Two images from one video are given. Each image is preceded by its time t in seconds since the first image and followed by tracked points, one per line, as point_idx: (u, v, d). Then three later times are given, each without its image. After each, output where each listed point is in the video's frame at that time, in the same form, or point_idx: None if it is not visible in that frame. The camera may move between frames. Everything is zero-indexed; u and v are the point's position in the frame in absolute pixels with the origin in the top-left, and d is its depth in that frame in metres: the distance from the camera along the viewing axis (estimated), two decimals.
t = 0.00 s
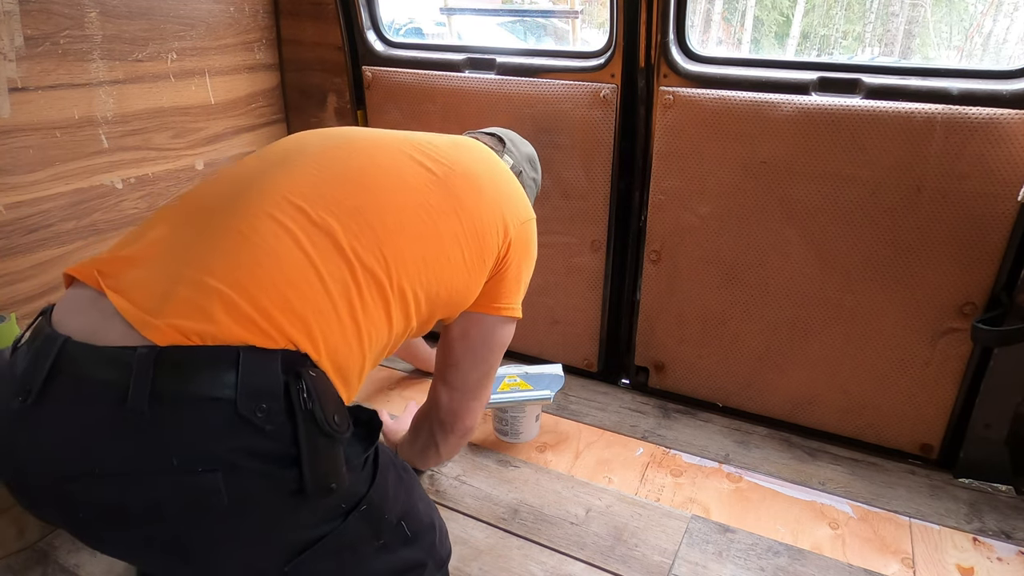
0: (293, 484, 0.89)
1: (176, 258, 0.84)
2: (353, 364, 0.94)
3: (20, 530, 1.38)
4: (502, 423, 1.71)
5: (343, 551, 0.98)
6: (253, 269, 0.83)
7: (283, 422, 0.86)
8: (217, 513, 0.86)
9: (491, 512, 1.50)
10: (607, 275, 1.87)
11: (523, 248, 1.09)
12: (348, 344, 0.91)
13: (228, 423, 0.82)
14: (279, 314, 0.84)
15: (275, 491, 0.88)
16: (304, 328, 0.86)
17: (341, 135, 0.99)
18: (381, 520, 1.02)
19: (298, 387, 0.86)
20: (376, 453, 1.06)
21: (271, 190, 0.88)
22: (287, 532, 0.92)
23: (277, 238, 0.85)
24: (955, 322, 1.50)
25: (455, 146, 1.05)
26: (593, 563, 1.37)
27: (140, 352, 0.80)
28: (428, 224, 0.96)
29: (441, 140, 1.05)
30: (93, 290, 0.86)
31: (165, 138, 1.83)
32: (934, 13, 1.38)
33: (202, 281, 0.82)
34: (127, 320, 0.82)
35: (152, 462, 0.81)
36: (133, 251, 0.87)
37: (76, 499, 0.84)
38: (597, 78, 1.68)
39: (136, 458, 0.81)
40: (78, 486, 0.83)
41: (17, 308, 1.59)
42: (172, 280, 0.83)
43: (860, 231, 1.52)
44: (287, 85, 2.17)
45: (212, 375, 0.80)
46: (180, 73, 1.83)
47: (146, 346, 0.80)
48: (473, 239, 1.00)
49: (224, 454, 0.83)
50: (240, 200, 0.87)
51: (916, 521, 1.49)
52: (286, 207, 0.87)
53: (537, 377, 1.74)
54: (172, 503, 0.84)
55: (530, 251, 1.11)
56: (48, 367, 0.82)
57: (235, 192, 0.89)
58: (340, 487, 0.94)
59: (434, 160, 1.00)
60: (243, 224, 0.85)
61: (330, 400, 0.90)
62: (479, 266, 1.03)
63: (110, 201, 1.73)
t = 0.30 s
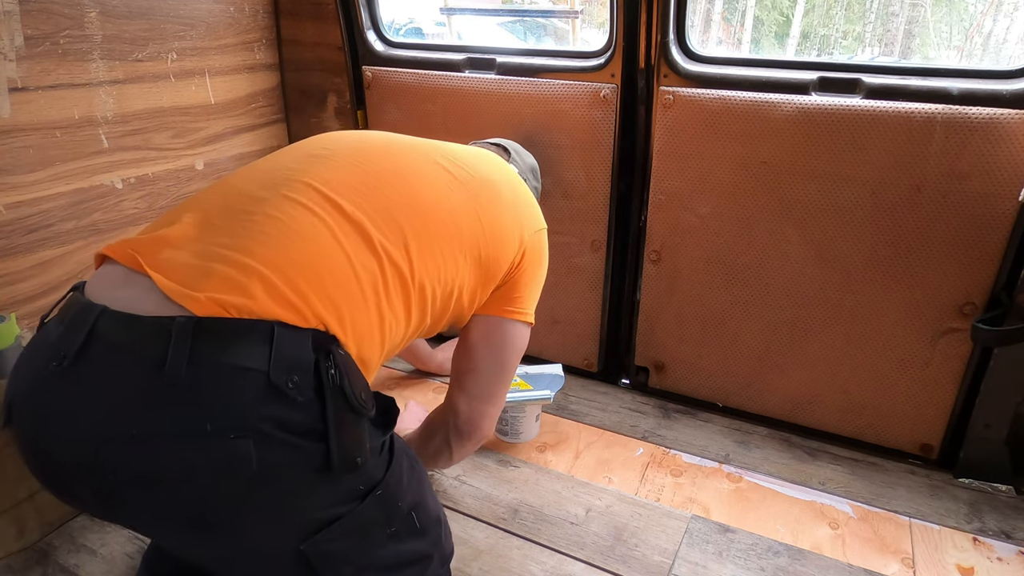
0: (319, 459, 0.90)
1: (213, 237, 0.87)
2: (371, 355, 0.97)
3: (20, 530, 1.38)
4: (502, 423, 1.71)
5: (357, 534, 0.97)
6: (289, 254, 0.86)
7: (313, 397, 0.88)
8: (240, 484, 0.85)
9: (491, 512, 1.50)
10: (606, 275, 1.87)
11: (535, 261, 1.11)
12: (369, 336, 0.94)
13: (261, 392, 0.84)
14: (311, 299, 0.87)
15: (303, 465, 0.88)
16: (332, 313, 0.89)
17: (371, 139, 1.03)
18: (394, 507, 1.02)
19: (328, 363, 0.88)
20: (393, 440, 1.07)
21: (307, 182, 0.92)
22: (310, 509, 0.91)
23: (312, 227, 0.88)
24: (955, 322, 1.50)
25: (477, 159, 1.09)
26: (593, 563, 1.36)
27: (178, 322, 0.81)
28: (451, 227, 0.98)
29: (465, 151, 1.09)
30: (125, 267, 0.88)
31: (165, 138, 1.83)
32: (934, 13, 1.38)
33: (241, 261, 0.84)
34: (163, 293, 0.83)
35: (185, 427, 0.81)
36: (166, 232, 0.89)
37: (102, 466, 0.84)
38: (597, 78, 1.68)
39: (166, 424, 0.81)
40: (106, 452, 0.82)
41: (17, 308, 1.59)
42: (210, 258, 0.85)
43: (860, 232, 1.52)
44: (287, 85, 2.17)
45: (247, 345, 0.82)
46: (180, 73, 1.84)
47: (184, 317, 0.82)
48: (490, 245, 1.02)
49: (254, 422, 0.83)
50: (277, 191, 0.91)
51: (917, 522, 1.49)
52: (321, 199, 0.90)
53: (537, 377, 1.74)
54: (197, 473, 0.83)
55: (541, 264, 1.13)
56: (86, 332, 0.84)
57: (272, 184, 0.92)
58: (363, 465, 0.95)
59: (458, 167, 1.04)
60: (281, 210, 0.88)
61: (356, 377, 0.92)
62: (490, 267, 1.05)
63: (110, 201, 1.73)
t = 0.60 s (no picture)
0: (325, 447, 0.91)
1: (208, 229, 0.86)
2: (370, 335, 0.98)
3: (20, 530, 1.38)
4: (502, 423, 1.71)
5: (361, 525, 0.98)
6: (284, 241, 0.85)
7: (317, 384, 0.89)
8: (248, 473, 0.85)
9: (491, 512, 1.50)
10: (606, 275, 1.87)
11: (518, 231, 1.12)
12: (367, 315, 0.95)
13: (267, 379, 0.85)
14: (309, 283, 0.87)
15: (310, 452, 0.89)
16: (331, 295, 0.89)
17: (348, 118, 1.02)
18: (399, 500, 1.02)
19: (331, 351, 0.89)
20: (395, 434, 1.08)
21: (294, 168, 0.91)
22: (315, 498, 0.92)
23: (305, 211, 0.87)
24: (955, 322, 1.50)
25: (452, 130, 1.08)
26: (593, 563, 1.36)
27: (182, 313, 0.81)
28: (438, 203, 0.99)
29: (443, 126, 1.08)
30: (119, 266, 0.87)
31: (165, 138, 1.83)
32: (934, 13, 1.38)
33: (237, 251, 0.84)
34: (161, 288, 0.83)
35: (192, 416, 0.82)
36: (158, 230, 0.88)
37: (109, 459, 0.83)
38: (597, 78, 1.68)
39: (174, 413, 0.82)
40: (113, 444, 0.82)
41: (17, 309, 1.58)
42: (206, 250, 0.85)
43: (860, 232, 1.52)
44: (287, 85, 2.17)
45: (252, 334, 0.83)
46: (180, 73, 1.83)
47: (188, 308, 0.82)
48: (475, 216, 1.03)
49: (261, 410, 0.84)
50: (265, 178, 0.90)
51: (917, 522, 1.49)
52: (309, 183, 0.89)
53: (537, 377, 1.74)
54: (205, 462, 0.83)
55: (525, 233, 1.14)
56: (92, 325, 0.84)
57: (257, 171, 0.91)
58: (367, 454, 0.96)
59: (438, 140, 1.03)
60: (272, 198, 0.87)
61: (359, 365, 0.94)
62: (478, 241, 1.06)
63: (110, 201, 1.73)
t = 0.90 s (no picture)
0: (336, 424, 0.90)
1: (209, 211, 0.87)
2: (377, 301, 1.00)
3: (20, 530, 1.38)
4: (502, 423, 1.71)
5: (371, 510, 0.97)
6: (284, 213, 0.87)
7: (329, 359, 0.89)
8: (260, 449, 0.85)
9: (491, 512, 1.50)
10: (606, 275, 1.87)
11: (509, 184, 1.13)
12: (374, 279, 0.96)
13: (279, 353, 0.85)
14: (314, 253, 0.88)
15: (321, 428, 0.89)
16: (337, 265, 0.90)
17: (327, 95, 1.02)
18: (407, 486, 1.02)
19: (341, 327, 0.90)
20: (403, 420, 1.08)
21: (285, 145, 0.91)
22: (326, 478, 0.91)
23: (302, 182, 0.89)
24: (955, 322, 1.50)
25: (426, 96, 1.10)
26: (593, 563, 1.36)
27: (195, 292, 0.83)
28: (426, 162, 1.00)
29: (412, 90, 1.08)
30: (123, 256, 0.89)
31: (165, 138, 1.83)
32: (934, 13, 1.38)
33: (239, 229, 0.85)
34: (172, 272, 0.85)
35: (206, 390, 0.82)
36: (158, 219, 0.89)
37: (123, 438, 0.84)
38: (597, 78, 1.68)
39: (187, 390, 0.82)
40: (126, 422, 0.83)
41: (17, 308, 1.58)
42: (209, 231, 0.86)
43: (860, 232, 1.52)
44: (288, 85, 2.17)
45: (264, 309, 0.84)
46: (180, 73, 1.83)
47: (201, 286, 0.83)
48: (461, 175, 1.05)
49: (274, 384, 0.85)
50: (258, 158, 0.90)
51: (917, 521, 1.49)
52: (300, 157, 0.90)
53: (537, 377, 1.74)
54: (219, 439, 0.83)
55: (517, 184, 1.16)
56: (104, 308, 0.85)
57: (246, 153, 0.92)
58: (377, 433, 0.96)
59: (415, 105, 1.05)
60: (269, 175, 0.88)
61: (369, 341, 0.95)
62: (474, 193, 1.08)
63: (110, 201, 1.73)
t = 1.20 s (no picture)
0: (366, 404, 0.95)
1: (247, 195, 0.94)
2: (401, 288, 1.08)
3: (20, 531, 1.38)
4: (502, 423, 1.71)
5: (391, 495, 0.99)
6: (322, 200, 0.94)
7: (362, 341, 0.94)
8: (294, 425, 0.88)
9: (491, 512, 1.50)
10: (606, 275, 1.86)
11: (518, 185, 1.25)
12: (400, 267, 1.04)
13: (316, 333, 0.90)
14: (348, 237, 0.96)
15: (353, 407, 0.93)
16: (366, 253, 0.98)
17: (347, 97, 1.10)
18: (423, 476, 1.05)
19: (373, 312, 0.96)
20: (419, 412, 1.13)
21: (316, 139, 0.98)
22: (353, 459, 0.94)
23: (334, 173, 0.96)
24: (955, 322, 1.50)
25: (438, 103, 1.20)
26: (593, 563, 1.37)
27: (236, 272, 0.88)
28: (443, 165, 1.09)
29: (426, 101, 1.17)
30: (160, 236, 0.95)
31: (165, 138, 1.83)
32: (934, 13, 1.38)
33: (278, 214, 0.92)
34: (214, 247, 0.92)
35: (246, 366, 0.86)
36: (199, 206, 0.96)
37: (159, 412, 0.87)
38: (597, 79, 1.68)
39: (228, 364, 0.86)
40: (164, 395, 0.86)
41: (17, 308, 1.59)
42: (249, 215, 0.92)
43: (860, 232, 1.52)
44: (287, 85, 2.17)
45: (302, 291, 0.90)
46: (180, 73, 1.83)
47: (242, 267, 0.89)
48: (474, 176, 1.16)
49: (312, 360, 0.89)
50: (292, 149, 0.97)
51: (917, 521, 1.49)
52: (332, 153, 0.97)
53: (537, 377, 1.74)
54: (256, 413, 0.87)
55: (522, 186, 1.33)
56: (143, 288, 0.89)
57: (279, 146, 0.98)
58: (401, 417, 1.01)
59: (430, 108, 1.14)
60: (304, 164, 0.95)
61: (399, 325, 1.01)
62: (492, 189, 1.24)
63: (110, 202, 1.73)
